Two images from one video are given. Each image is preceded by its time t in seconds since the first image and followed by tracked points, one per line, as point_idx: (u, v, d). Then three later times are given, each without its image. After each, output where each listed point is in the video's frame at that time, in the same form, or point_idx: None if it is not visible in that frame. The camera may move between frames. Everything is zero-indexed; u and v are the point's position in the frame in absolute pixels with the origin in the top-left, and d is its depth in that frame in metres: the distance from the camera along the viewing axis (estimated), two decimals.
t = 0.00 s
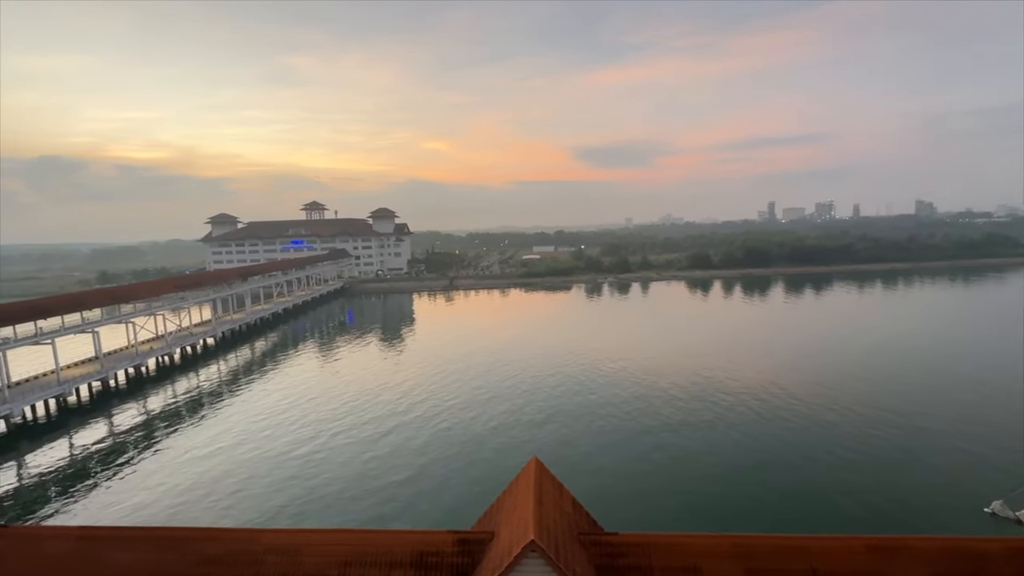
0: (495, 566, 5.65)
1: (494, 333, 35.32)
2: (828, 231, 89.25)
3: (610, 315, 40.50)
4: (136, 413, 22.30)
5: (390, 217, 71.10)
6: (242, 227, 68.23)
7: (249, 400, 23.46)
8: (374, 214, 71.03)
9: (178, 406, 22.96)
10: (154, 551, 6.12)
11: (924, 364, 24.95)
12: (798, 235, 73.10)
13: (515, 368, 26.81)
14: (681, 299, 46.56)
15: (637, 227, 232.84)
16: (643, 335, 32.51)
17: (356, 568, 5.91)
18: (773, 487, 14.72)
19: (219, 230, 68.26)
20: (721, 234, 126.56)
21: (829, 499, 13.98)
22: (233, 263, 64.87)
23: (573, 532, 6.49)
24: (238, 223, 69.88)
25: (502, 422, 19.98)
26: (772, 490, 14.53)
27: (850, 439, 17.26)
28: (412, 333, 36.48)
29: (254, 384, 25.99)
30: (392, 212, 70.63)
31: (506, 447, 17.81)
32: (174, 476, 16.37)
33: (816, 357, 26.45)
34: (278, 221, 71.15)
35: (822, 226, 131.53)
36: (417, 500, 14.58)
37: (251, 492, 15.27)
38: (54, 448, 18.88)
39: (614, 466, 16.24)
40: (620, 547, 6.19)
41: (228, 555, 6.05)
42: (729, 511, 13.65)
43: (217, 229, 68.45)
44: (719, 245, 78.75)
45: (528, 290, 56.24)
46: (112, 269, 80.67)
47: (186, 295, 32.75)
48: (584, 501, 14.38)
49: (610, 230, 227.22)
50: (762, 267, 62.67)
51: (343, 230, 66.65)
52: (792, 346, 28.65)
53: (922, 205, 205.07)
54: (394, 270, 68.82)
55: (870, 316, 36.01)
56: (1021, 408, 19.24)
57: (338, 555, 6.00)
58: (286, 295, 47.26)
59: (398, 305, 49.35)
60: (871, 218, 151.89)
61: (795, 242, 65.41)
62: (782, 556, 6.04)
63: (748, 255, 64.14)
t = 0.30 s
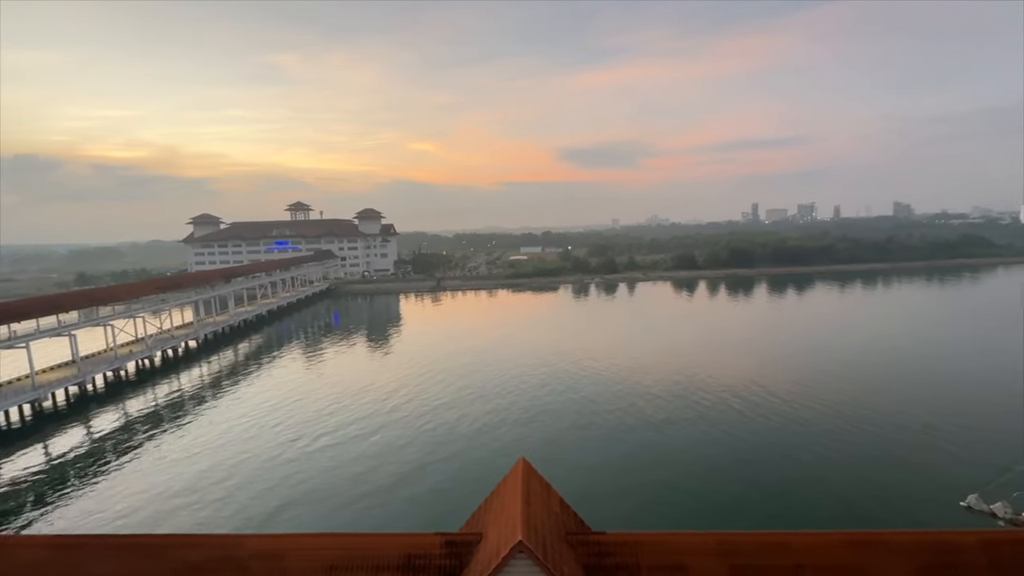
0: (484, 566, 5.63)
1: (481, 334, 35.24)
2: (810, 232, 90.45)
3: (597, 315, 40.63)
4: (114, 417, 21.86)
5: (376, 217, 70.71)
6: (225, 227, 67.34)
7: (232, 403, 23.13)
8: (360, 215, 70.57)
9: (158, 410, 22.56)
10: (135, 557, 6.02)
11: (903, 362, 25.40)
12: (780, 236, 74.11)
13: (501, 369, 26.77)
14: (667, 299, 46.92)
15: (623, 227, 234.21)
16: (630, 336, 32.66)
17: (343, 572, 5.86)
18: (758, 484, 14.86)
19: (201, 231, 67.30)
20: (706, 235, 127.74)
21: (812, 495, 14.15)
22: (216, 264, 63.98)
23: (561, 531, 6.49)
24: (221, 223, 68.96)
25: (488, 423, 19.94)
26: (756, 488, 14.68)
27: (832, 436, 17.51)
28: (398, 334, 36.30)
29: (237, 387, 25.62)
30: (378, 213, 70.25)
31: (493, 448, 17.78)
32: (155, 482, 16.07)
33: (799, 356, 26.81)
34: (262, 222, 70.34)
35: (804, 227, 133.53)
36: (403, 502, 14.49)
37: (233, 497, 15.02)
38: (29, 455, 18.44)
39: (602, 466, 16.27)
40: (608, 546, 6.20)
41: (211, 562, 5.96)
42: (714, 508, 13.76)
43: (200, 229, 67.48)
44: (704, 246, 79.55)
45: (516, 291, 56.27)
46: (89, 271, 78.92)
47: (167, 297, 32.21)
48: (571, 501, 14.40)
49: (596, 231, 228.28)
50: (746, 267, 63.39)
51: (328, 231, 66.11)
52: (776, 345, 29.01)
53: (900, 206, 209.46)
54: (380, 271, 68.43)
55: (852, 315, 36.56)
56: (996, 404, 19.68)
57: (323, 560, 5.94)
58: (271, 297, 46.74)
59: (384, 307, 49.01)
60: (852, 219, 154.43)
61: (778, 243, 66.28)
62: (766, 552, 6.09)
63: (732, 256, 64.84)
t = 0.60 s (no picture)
0: (472, 569, 5.60)
1: (468, 335, 35.15)
2: (793, 233, 91.73)
3: (583, 316, 40.77)
4: (93, 423, 21.41)
5: (362, 218, 70.32)
6: (207, 228, 66.47)
7: (214, 407, 22.78)
8: (346, 216, 70.13)
9: (138, 415, 22.17)
10: (114, 566, 5.90)
11: (884, 360, 25.83)
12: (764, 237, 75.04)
13: (488, 370, 26.74)
14: (653, 300, 47.28)
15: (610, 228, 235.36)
16: (617, 336, 32.81)
17: None
18: (742, 482, 15.01)
19: (183, 232, 66.37)
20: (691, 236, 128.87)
21: (796, 493, 14.32)
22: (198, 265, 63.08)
23: (549, 532, 6.49)
24: (203, 224, 68.05)
25: (475, 425, 19.89)
26: (741, 486, 14.83)
27: (814, 434, 17.76)
28: (385, 336, 36.09)
29: (219, 391, 25.25)
30: (364, 214, 69.86)
31: (480, 450, 17.74)
32: (134, 489, 15.79)
33: (783, 355, 27.14)
34: (245, 223, 69.56)
35: (787, 228, 135.50)
36: (389, 505, 14.40)
37: (215, 503, 14.79)
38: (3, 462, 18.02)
39: (588, 467, 16.30)
40: (595, 545, 6.21)
41: (193, 569, 5.86)
42: (699, 507, 13.88)
43: (181, 230, 66.53)
44: (689, 246, 80.29)
45: (503, 292, 56.29)
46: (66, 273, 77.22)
47: (147, 299, 31.68)
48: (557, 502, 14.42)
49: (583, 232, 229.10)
50: (731, 267, 64.08)
51: (314, 231, 65.58)
52: (760, 345, 29.32)
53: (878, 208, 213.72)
54: (366, 272, 68.01)
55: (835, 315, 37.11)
56: (973, 402, 20.09)
57: (308, 566, 5.87)
58: (255, 298, 46.23)
59: (371, 308, 48.68)
60: (835, 219, 156.93)
61: (762, 244, 67.12)
62: (752, 549, 6.14)
63: (717, 256, 65.52)
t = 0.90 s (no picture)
0: (461, 572, 5.57)
1: (456, 336, 35.10)
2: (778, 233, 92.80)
3: (571, 316, 40.83)
4: (72, 428, 21.00)
5: (349, 219, 69.90)
6: (191, 229, 65.58)
7: (198, 411, 22.46)
8: (333, 216, 69.67)
9: (119, 420, 21.80)
10: None
11: (867, 359, 26.22)
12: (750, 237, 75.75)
13: (476, 371, 26.69)
14: (641, 300, 47.56)
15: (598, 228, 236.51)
16: (605, 337, 32.94)
17: None
18: (728, 480, 15.14)
19: (166, 233, 65.41)
20: (678, 236, 129.74)
21: (781, 490, 14.48)
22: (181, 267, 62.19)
23: (538, 532, 6.48)
24: (186, 224, 67.15)
25: (462, 426, 19.84)
26: (726, 484, 14.99)
27: (798, 432, 17.95)
28: (372, 338, 35.88)
29: (203, 394, 24.92)
30: (351, 215, 69.45)
31: (467, 451, 17.69)
32: (115, 495, 15.51)
33: (769, 354, 27.45)
34: (229, 223, 68.74)
35: (773, 229, 137.15)
36: (376, 509, 14.28)
37: (199, 508, 14.60)
38: None
39: (577, 467, 16.32)
40: (584, 544, 6.22)
41: None
42: (687, 506, 13.95)
43: (164, 231, 65.57)
44: (676, 247, 80.91)
45: (492, 293, 56.25)
46: (45, 276, 75.61)
47: (128, 301, 31.16)
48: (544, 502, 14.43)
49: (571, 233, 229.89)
50: (717, 268, 64.67)
51: (300, 232, 65.03)
52: (747, 345, 29.60)
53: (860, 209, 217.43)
54: (354, 273, 67.59)
55: (819, 314, 37.58)
56: (952, 399, 20.48)
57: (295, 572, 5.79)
58: (240, 300, 45.69)
59: (358, 310, 48.43)
60: (818, 220, 159.30)
61: (748, 245, 67.83)
62: (738, 545, 6.17)
63: (703, 257, 66.12)
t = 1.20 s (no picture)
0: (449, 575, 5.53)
1: (443, 338, 35.02)
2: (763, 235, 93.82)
3: (559, 318, 40.91)
4: (50, 435, 20.51)
5: (335, 220, 69.43)
6: (173, 230, 64.64)
7: (180, 416, 22.13)
8: (319, 218, 69.17)
9: (99, 425, 21.40)
10: None
11: (850, 358, 26.64)
12: (735, 239, 76.56)
13: (463, 373, 26.64)
14: (628, 301, 47.84)
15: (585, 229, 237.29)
16: (593, 338, 33.05)
17: None
18: (714, 479, 15.26)
19: (148, 235, 64.42)
20: (664, 237, 130.56)
21: (766, 488, 14.62)
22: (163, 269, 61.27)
23: (527, 534, 6.48)
24: (169, 225, 66.20)
25: (449, 429, 19.77)
26: (713, 482, 15.10)
27: (783, 431, 18.16)
28: (359, 340, 35.64)
29: (186, 398, 24.55)
30: (338, 216, 69.02)
31: (456, 454, 17.60)
32: (96, 502, 15.22)
33: (754, 354, 27.76)
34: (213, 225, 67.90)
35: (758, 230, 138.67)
36: (363, 513, 14.15)
37: (183, 515, 14.38)
38: None
39: (565, 468, 16.33)
40: (574, 545, 6.22)
41: None
42: (674, 505, 14.03)
43: (145, 233, 64.56)
44: (663, 248, 81.42)
45: (480, 294, 56.14)
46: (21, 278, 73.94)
47: (108, 304, 30.61)
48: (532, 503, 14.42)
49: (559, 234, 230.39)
50: (702, 268, 65.22)
51: (286, 234, 64.43)
52: (733, 345, 29.90)
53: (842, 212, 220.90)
54: (341, 275, 67.13)
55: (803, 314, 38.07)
56: (932, 397, 20.86)
57: None
58: (225, 303, 45.14)
59: (345, 312, 48.08)
60: (802, 222, 161.48)
61: (733, 246, 68.51)
62: (724, 542, 6.23)
63: (689, 258, 66.65)
